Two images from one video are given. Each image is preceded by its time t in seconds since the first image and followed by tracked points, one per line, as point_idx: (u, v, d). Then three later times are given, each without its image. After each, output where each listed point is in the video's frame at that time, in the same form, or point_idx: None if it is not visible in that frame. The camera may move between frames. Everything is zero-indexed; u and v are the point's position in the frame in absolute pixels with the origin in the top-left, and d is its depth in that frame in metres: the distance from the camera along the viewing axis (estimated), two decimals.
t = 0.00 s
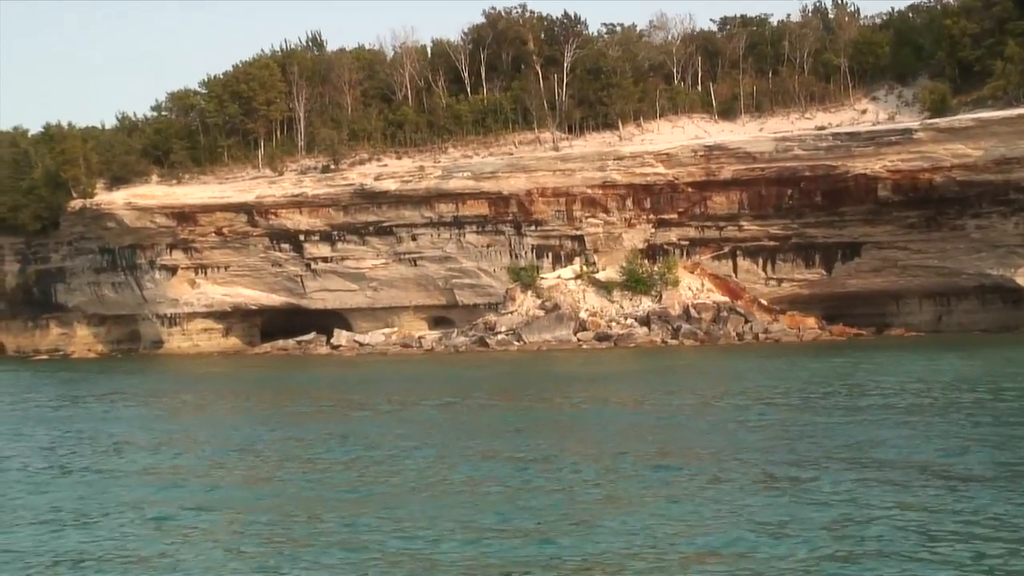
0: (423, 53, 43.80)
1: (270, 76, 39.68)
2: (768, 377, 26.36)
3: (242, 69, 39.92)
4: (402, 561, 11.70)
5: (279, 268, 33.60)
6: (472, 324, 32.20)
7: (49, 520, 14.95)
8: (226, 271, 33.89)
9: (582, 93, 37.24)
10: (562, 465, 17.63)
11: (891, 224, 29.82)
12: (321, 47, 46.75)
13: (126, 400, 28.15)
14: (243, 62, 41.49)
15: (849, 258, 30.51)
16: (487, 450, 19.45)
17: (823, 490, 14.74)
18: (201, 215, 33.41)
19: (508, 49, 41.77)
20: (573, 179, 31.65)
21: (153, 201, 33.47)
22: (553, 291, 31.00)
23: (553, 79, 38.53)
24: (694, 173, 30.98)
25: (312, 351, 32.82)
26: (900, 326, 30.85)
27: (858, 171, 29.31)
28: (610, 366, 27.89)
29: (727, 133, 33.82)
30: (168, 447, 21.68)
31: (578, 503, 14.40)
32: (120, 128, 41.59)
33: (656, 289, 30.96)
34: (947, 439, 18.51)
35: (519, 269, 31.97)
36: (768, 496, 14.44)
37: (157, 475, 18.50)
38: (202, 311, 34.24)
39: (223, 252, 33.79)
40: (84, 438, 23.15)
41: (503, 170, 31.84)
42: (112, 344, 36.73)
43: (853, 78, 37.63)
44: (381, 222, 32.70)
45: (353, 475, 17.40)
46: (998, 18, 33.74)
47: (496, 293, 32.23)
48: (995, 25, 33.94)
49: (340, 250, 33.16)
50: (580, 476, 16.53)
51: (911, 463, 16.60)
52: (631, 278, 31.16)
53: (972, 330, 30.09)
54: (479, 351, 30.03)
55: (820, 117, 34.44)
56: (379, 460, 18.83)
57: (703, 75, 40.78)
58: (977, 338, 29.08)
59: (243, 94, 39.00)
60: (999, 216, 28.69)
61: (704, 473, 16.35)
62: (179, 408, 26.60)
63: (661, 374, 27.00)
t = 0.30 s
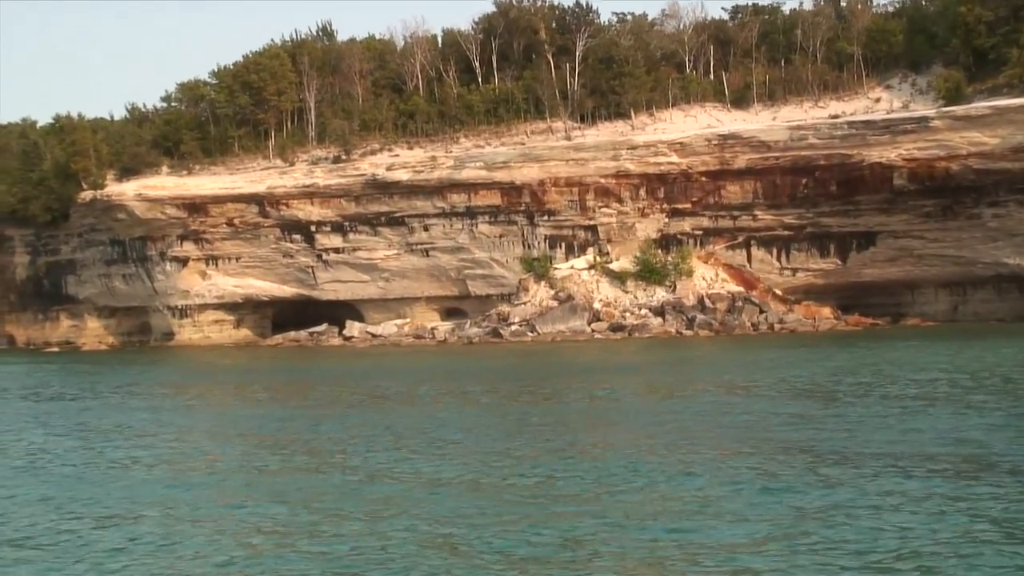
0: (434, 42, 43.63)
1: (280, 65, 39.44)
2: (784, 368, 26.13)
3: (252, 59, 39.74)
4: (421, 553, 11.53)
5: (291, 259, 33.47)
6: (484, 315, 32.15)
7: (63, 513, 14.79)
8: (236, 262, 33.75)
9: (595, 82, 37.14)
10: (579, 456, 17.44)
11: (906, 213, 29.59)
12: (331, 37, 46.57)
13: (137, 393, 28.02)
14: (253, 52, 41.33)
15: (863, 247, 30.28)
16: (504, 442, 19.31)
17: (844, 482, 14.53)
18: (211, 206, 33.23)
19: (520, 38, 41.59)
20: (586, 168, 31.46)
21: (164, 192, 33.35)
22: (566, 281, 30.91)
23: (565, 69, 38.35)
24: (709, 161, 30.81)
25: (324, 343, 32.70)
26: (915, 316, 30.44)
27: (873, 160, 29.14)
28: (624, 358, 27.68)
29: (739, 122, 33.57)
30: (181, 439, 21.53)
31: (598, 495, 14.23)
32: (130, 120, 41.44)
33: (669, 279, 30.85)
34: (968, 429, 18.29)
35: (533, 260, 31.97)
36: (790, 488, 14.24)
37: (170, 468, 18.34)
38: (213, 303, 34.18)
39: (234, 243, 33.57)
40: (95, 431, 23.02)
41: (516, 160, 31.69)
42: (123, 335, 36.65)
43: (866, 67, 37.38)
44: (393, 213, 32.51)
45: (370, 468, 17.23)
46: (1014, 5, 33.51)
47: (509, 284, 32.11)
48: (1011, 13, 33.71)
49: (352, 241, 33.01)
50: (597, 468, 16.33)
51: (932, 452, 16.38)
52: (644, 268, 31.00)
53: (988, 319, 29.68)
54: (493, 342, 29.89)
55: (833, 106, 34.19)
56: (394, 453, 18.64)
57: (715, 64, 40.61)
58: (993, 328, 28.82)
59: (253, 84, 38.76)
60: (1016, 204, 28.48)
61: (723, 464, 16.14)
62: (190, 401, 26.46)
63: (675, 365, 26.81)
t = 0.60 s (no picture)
0: (445, 37, 43.54)
1: (290, 61, 39.36)
2: (800, 363, 25.93)
3: (262, 54, 39.61)
4: (445, 551, 11.38)
5: (302, 256, 33.37)
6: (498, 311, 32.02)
7: (80, 512, 14.66)
8: (248, 259, 33.62)
9: (606, 75, 36.87)
10: (598, 452, 17.24)
11: (921, 206, 29.48)
12: (340, 32, 46.48)
13: (148, 391, 27.89)
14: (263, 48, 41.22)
15: (879, 240, 30.06)
16: (520, 438, 19.15)
17: (871, 477, 14.33)
18: (222, 203, 33.07)
19: (531, 32, 41.48)
20: (599, 163, 31.32)
21: (174, 189, 33.16)
22: (580, 276, 30.72)
23: (576, 62, 38.25)
24: (722, 155, 30.67)
25: (336, 339, 32.58)
26: (931, 310, 30.20)
27: (888, 152, 28.90)
28: (640, 353, 27.47)
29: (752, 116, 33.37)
30: (195, 437, 21.35)
31: (619, 490, 14.07)
32: (139, 116, 41.32)
33: (683, 274, 30.65)
34: (991, 422, 18.10)
35: (545, 255, 31.65)
36: (815, 483, 14.05)
37: (185, 466, 18.15)
38: (223, 300, 33.99)
39: (245, 240, 33.49)
40: (108, 429, 22.84)
41: (528, 155, 31.48)
42: (134, 333, 36.55)
43: (879, 60, 37.20)
44: (405, 208, 32.40)
45: (387, 464, 17.07)
46: None
47: (521, 279, 31.95)
48: None
49: (364, 237, 32.88)
50: (618, 463, 16.13)
51: (958, 446, 16.17)
52: (658, 262, 30.84)
53: (1003, 311, 29.46)
54: (507, 338, 29.75)
55: (846, 98, 34.00)
56: (413, 450, 18.45)
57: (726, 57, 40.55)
58: (1011, 321, 28.62)
59: (263, 80, 38.67)
60: None
61: (746, 459, 15.96)
62: (202, 399, 26.28)
63: (691, 360, 26.62)
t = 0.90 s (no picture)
0: (454, 34, 43.42)
1: (299, 60, 39.24)
2: (816, 360, 25.73)
3: (271, 53, 39.49)
4: (465, 549, 11.21)
5: (313, 255, 33.23)
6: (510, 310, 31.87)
7: (96, 512, 14.50)
8: (258, 259, 33.46)
9: (617, 73, 36.73)
10: (617, 450, 17.08)
11: (936, 202, 29.24)
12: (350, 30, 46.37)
13: (158, 391, 27.77)
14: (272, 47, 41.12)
15: (893, 237, 29.90)
16: (538, 436, 18.98)
17: (896, 474, 14.14)
18: (232, 203, 32.93)
19: (541, 29, 41.34)
20: (611, 160, 31.13)
21: (184, 189, 33.02)
22: (593, 275, 30.66)
23: (587, 59, 38.19)
24: (735, 152, 30.45)
25: (348, 339, 32.45)
26: (946, 306, 29.96)
27: (903, 148, 28.66)
28: (653, 352, 27.29)
29: (763, 112, 33.19)
30: (209, 438, 21.22)
31: (640, 488, 13.90)
32: (148, 116, 41.22)
33: (697, 271, 30.52)
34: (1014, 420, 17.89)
35: (558, 253, 31.61)
36: (839, 480, 13.86)
37: (200, 466, 18.00)
38: (234, 301, 33.88)
39: (256, 240, 33.36)
40: (120, 430, 22.69)
41: (540, 153, 31.34)
42: (144, 334, 36.50)
43: (891, 55, 37.00)
44: (416, 207, 32.25)
45: (405, 463, 16.90)
46: None
47: (533, 277, 31.84)
48: None
49: (375, 236, 32.74)
50: (638, 462, 15.96)
51: (982, 443, 15.98)
52: (671, 260, 30.75)
53: (1019, 307, 29.14)
54: (519, 337, 29.62)
55: (859, 95, 33.79)
56: (429, 450, 18.28)
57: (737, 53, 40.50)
58: None
59: (272, 79, 38.57)
60: None
61: (768, 457, 15.78)
62: (213, 400, 26.14)
63: (705, 358, 26.44)
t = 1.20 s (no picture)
0: (464, 33, 43.29)
1: (309, 60, 39.11)
2: (832, 359, 25.51)
3: (281, 53, 39.37)
4: (485, 551, 11.02)
5: (324, 256, 33.09)
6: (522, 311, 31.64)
7: (111, 514, 14.35)
8: (268, 260, 33.32)
9: (629, 71, 36.70)
10: (634, 450, 16.90)
11: (951, 200, 29.03)
12: (359, 30, 46.27)
13: (169, 392, 27.63)
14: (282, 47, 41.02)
15: (907, 235, 29.69)
16: (554, 436, 18.81)
17: (920, 472, 13.94)
18: (242, 203, 32.78)
19: (551, 27, 41.22)
20: (623, 159, 30.98)
21: (194, 190, 32.90)
22: (606, 275, 30.49)
23: (598, 57, 38.14)
24: (748, 150, 30.25)
25: (359, 339, 32.31)
26: (961, 305, 29.70)
27: (917, 146, 28.44)
28: (666, 352, 27.09)
29: (775, 111, 32.98)
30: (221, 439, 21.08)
31: (661, 489, 13.71)
32: (157, 117, 41.10)
33: (710, 271, 30.36)
34: None
35: (570, 252, 31.46)
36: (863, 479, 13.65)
37: (214, 468, 17.84)
38: (244, 302, 33.66)
39: (266, 240, 33.19)
40: (132, 432, 22.54)
41: (552, 152, 31.21)
42: (153, 336, 36.34)
43: (903, 52, 36.83)
44: (427, 207, 32.09)
45: (420, 465, 16.73)
46: None
47: (545, 277, 31.64)
48: None
49: (385, 236, 32.60)
50: (656, 462, 15.76)
51: (1006, 441, 15.79)
52: (685, 259, 30.58)
53: None
54: (534, 337, 29.38)
55: (871, 92, 33.59)
56: (444, 450, 18.12)
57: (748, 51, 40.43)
58: None
59: (282, 79, 38.46)
60: None
61: (788, 456, 15.60)
62: (224, 401, 25.98)
63: (719, 357, 26.25)
